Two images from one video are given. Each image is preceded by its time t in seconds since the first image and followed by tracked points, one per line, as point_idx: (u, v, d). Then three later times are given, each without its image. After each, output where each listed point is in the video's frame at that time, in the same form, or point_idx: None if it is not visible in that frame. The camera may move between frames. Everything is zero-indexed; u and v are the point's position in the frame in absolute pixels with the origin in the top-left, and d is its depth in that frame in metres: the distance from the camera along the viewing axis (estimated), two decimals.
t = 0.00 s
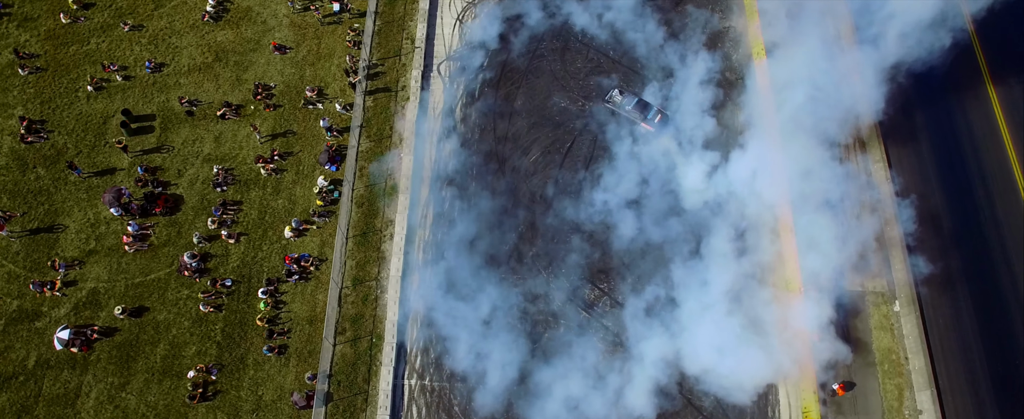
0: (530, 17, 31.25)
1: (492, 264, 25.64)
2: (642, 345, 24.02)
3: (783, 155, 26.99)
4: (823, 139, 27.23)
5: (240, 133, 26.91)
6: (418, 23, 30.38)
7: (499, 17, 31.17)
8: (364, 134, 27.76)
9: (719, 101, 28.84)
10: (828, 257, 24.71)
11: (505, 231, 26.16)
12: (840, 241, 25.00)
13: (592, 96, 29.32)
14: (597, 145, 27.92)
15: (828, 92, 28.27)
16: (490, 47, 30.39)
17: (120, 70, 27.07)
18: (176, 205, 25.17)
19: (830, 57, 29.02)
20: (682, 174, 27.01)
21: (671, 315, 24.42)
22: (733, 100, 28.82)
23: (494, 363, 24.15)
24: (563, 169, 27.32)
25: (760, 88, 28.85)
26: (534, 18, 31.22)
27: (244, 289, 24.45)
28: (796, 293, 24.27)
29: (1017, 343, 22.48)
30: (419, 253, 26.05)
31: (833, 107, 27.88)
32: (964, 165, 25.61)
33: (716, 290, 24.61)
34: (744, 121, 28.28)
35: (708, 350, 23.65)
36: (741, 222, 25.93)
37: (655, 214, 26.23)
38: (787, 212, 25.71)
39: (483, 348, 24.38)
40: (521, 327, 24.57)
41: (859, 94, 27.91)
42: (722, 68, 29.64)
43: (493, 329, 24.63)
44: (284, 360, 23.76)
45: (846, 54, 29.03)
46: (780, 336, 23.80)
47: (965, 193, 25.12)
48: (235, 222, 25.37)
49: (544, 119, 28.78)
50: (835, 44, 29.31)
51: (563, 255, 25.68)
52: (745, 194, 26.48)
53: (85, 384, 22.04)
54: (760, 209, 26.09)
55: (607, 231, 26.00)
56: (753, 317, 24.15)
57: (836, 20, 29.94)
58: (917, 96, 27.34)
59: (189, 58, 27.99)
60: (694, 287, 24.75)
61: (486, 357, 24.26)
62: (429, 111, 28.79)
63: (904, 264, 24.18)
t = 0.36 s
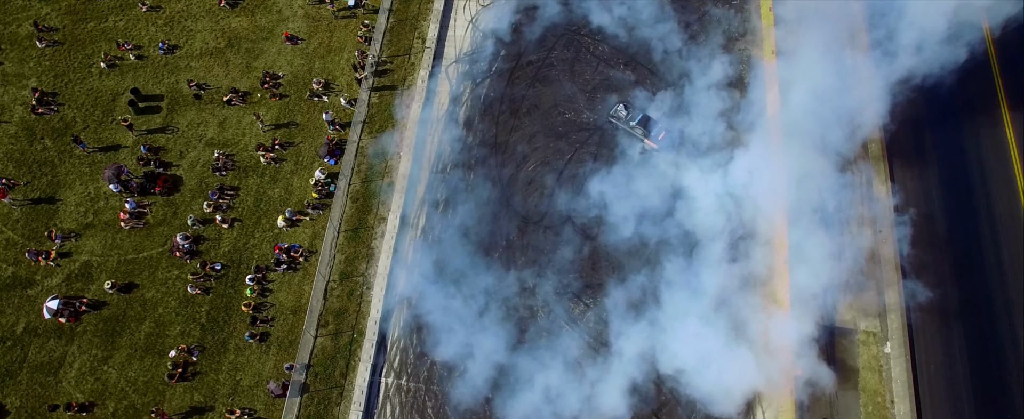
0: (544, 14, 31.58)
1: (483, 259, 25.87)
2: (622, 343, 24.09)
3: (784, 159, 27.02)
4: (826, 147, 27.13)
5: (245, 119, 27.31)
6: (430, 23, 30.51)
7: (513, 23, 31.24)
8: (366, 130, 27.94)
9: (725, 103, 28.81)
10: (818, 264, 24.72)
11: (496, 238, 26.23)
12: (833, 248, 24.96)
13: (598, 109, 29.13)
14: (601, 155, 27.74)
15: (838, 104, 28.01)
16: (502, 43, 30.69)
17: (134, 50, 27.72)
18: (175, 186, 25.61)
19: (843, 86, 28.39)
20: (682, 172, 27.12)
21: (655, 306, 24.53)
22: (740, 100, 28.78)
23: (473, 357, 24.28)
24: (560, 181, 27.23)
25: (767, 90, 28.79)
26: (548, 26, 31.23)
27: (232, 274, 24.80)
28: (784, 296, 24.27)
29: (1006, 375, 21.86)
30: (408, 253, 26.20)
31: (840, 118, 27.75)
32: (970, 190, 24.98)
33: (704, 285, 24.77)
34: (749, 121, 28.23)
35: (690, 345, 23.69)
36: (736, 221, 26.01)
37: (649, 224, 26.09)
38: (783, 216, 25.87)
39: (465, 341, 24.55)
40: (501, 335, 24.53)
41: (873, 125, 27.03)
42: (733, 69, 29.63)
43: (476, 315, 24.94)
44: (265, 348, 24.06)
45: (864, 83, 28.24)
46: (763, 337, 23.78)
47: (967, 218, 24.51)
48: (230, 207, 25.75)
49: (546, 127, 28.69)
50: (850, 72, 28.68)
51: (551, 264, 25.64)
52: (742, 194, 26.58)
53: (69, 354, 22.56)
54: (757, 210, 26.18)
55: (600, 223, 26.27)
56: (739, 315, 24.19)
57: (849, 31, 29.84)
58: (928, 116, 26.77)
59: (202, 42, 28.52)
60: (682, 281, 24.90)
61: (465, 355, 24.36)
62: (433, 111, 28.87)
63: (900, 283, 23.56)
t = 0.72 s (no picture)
0: (555, 7, 32.11)
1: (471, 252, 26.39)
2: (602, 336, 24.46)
3: (781, 164, 27.60)
4: (825, 155, 27.62)
5: (245, 110, 27.66)
6: (437, 26, 30.67)
7: (519, 31, 31.33)
8: (364, 128, 28.20)
9: (728, 106, 29.30)
10: (806, 267, 25.17)
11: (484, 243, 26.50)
12: (821, 253, 25.42)
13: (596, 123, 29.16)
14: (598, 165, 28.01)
15: (835, 128, 28.21)
16: (507, 49, 30.86)
17: (143, 35, 28.32)
18: (170, 171, 26.05)
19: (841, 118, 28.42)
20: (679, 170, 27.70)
21: (641, 297, 25.09)
22: (744, 104, 29.31)
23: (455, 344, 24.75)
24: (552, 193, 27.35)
25: (771, 96, 29.34)
26: (554, 36, 31.32)
27: (219, 262, 25.18)
28: (769, 295, 24.74)
29: (989, 396, 21.65)
30: (394, 253, 26.50)
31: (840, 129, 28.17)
32: (969, 211, 24.85)
33: (691, 278, 25.35)
34: (751, 124, 28.77)
35: (671, 337, 24.20)
36: (729, 220, 26.57)
37: (639, 234, 26.28)
38: (776, 218, 26.36)
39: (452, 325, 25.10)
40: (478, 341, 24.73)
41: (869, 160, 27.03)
42: (736, 73, 30.19)
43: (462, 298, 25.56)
44: (244, 337, 24.39)
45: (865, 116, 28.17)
46: (745, 333, 24.24)
47: (963, 237, 24.38)
48: (223, 196, 26.12)
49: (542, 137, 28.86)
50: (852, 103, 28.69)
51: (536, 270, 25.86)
52: (738, 194, 27.15)
53: (54, 330, 23.12)
54: (750, 210, 26.73)
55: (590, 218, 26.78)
56: (722, 311, 24.70)
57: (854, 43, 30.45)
58: (932, 136, 26.82)
59: (210, 31, 29.00)
60: (670, 274, 25.49)
61: (443, 355, 24.65)
62: (432, 114, 29.20)
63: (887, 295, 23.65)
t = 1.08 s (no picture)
0: None
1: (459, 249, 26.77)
2: (582, 333, 24.84)
3: (777, 168, 27.87)
4: (821, 162, 27.85)
5: (242, 101, 28.05)
6: (439, 29, 30.93)
7: (521, 38, 31.37)
8: (358, 127, 28.46)
9: (729, 109, 29.69)
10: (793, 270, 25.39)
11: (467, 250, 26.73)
12: (809, 257, 25.62)
13: (590, 135, 29.13)
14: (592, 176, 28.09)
15: (834, 154, 27.90)
16: (507, 55, 30.93)
17: (148, 23, 28.82)
18: (164, 158, 26.45)
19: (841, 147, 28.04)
20: (674, 169, 28.23)
21: (627, 290, 25.53)
22: (745, 108, 29.71)
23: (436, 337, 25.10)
24: (539, 203, 27.48)
25: (772, 100, 29.63)
26: (555, 45, 31.36)
27: (205, 251, 25.49)
28: (755, 293, 24.80)
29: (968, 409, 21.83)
30: (379, 254, 26.73)
31: (837, 138, 28.36)
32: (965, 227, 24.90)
33: (679, 275, 25.76)
34: (750, 128, 29.17)
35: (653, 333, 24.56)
36: (721, 220, 26.97)
37: (622, 247, 26.37)
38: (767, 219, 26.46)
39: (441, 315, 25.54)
40: (454, 346, 24.95)
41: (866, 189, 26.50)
42: (740, 76, 30.60)
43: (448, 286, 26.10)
44: (224, 326, 24.66)
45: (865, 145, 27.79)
46: (727, 329, 24.62)
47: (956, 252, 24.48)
48: (214, 186, 26.47)
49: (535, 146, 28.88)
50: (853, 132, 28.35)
51: (518, 276, 26.07)
52: (731, 195, 27.53)
53: (38, 307, 23.65)
54: (743, 211, 27.09)
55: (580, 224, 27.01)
56: (706, 308, 25.07)
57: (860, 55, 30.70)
58: (934, 150, 26.77)
59: (215, 22, 29.48)
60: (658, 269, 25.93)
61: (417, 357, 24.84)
62: (427, 117, 29.36)
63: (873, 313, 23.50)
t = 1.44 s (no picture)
0: None
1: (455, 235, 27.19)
2: (565, 327, 25.54)
3: (774, 175, 28.61)
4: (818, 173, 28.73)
5: (242, 92, 28.40)
6: (442, 31, 31.07)
7: (523, 45, 31.39)
8: (354, 125, 28.76)
9: (732, 111, 30.10)
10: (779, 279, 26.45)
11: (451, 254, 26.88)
12: (797, 267, 26.65)
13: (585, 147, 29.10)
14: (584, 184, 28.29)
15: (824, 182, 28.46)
16: (508, 61, 30.96)
17: (155, 10, 29.28)
18: (161, 144, 26.84)
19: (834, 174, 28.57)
20: (674, 169, 28.82)
21: (620, 282, 26.31)
22: (747, 111, 30.19)
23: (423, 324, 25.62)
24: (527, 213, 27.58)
25: (778, 106, 30.18)
26: (557, 54, 31.31)
27: (193, 238, 25.84)
28: (743, 298, 25.92)
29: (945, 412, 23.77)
30: (364, 252, 26.88)
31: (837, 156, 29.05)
32: (964, 245, 26.28)
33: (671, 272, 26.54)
34: (751, 132, 29.77)
35: (643, 326, 25.44)
36: (715, 222, 27.70)
37: (608, 258, 26.73)
38: (760, 225, 27.45)
39: (429, 300, 26.03)
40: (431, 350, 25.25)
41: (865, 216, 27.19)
42: (745, 85, 30.75)
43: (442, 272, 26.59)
44: (207, 314, 24.98)
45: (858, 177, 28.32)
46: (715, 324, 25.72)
47: (954, 268, 25.92)
48: (207, 175, 26.82)
49: (529, 153, 28.87)
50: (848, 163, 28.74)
51: (503, 280, 26.36)
52: (728, 197, 28.23)
53: (27, 283, 24.19)
54: (737, 215, 27.84)
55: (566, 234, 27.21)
56: (694, 308, 25.93)
57: (862, 75, 31.07)
58: (938, 165, 27.91)
59: (221, 12, 29.90)
60: (649, 264, 26.67)
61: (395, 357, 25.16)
62: (423, 119, 29.48)
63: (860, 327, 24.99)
